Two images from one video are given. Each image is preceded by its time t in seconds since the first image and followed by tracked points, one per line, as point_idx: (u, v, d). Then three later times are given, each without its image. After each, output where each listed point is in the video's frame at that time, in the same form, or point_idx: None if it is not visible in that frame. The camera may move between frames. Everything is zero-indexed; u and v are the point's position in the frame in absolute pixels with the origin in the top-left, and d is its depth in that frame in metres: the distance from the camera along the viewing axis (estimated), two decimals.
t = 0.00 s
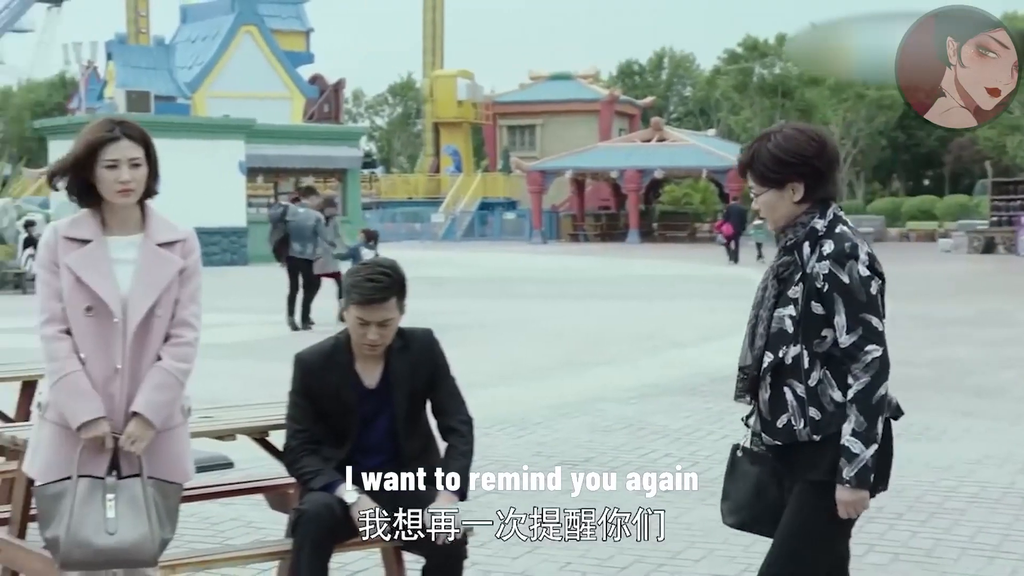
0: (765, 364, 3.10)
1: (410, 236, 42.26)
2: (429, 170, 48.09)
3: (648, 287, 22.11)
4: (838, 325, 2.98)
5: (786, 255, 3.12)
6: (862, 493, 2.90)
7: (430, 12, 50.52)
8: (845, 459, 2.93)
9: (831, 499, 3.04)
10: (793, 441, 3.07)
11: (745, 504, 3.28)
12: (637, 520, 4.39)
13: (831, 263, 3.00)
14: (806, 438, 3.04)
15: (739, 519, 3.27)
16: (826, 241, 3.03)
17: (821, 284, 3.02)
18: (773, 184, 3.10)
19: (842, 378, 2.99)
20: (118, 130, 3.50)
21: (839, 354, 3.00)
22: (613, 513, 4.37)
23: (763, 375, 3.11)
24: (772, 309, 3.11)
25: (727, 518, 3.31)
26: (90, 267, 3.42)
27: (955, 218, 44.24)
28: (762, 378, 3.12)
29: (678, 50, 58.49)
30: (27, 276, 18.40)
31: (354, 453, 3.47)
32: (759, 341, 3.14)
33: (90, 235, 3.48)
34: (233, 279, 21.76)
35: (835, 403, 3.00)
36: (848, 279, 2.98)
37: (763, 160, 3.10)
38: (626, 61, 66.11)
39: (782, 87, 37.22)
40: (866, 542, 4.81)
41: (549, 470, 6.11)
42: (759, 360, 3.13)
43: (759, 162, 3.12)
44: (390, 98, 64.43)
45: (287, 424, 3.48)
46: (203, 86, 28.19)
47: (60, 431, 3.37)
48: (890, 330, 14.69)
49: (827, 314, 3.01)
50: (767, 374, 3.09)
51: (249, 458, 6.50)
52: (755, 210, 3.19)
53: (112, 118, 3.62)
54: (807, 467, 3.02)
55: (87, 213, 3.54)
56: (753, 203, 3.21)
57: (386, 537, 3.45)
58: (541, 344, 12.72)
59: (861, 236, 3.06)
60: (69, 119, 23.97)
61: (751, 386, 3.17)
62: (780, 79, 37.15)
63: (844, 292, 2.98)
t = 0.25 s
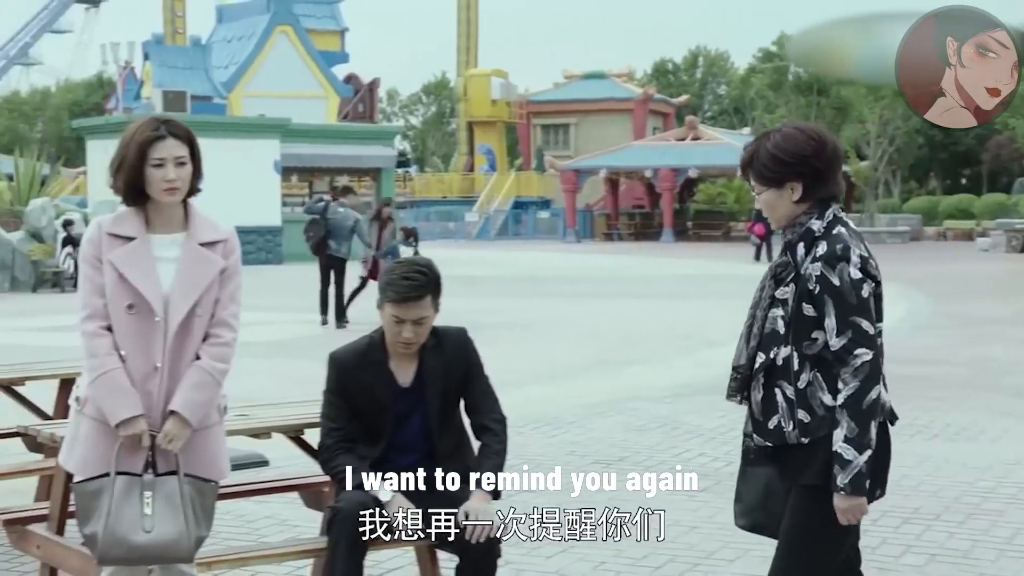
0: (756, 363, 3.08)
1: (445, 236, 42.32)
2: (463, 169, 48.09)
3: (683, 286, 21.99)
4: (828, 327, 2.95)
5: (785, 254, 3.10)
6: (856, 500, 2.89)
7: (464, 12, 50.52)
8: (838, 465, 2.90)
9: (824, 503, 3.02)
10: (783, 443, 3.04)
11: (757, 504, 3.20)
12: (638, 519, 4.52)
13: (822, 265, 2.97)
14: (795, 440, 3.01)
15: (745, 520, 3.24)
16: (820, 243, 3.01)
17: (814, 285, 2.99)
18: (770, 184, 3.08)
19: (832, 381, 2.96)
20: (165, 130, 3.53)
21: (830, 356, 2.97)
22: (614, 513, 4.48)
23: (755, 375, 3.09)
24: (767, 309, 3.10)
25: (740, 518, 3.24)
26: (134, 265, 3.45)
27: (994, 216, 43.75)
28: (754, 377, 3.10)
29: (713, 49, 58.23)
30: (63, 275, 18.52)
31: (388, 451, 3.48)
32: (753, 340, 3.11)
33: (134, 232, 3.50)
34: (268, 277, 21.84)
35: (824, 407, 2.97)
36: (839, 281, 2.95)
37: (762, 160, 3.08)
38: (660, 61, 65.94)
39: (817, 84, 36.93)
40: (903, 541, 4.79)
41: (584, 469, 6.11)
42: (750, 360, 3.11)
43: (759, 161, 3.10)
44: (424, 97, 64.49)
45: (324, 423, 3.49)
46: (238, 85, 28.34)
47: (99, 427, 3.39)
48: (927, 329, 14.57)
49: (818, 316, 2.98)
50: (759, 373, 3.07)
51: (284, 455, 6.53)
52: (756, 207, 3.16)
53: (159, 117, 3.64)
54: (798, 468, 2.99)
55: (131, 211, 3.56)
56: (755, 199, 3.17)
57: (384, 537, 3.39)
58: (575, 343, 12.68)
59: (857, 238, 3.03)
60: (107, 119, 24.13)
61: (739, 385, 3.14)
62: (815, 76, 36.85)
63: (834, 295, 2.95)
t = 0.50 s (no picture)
0: (744, 359, 3.04)
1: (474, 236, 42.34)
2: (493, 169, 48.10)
3: (713, 287, 21.90)
4: (812, 325, 2.90)
5: (778, 250, 3.05)
6: (823, 500, 2.86)
7: (494, 12, 50.52)
8: (806, 462, 2.87)
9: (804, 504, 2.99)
10: (767, 441, 3.00)
11: (761, 506, 3.18)
12: (637, 519, 4.47)
13: (810, 262, 2.91)
14: (778, 439, 2.98)
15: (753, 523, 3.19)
16: (810, 239, 2.94)
17: (801, 282, 2.93)
18: (767, 178, 3.02)
19: (815, 379, 2.91)
20: (198, 132, 3.54)
21: (813, 355, 2.91)
22: (616, 512, 4.46)
23: (742, 372, 3.05)
24: (757, 305, 3.05)
25: (747, 519, 3.21)
26: (172, 265, 3.47)
27: None
28: (742, 374, 3.07)
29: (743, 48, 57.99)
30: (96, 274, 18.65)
31: (418, 451, 3.50)
32: (743, 337, 3.07)
33: (171, 232, 3.53)
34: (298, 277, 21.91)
35: (807, 406, 2.92)
36: (823, 280, 2.89)
37: (757, 155, 3.02)
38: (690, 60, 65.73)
39: (848, 84, 36.64)
40: (934, 544, 4.76)
41: (613, 468, 6.10)
42: (741, 356, 3.07)
43: (755, 154, 3.04)
44: (453, 97, 64.53)
45: (352, 423, 3.50)
46: (269, 84, 28.42)
47: (134, 426, 3.41)
48: (960, 330, 14.45)
49: (804, 314, 2.92)
50: (747, 369, 3.03)
51: (313, 455, 6.55)
52: (755, 203, 3.10)
53: (192, 117, 3.66)
54: (778, 467, 2.96)
55: (167, 211, 3.57)
56: (755, 194, 3.11)
57: (386, 537, 3.41)
58: (605, 343, 12.65)
59: (851, 236, 2.95)
60: (139, 120, 24.28)
61: (728, 380, 3.11)
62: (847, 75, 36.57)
63: (819, 292, 2.90)
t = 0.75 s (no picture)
0: (744, 361, 3.06)
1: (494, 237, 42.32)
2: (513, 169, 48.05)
3: (733, 287, 21.82)
4: (808, 328, 2.89)
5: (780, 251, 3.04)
6: (821, 503, 2.84)
7: (514, 12, 50.47)
8: (806, 467, 2.85)
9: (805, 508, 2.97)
10: (767, 443, 3.01)
11: (756, 507, 3.26)
12: (638, 518, 4.62)
13: (806, 264, 2.90)
14: (777, 442, 2.99)
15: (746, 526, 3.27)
16: (809, 240, 2.93)
17: (799, 285, 2.92)
18: (769, 178, 3.01)
19: (813, 381, 2.89)
20: (216, 134, 3.53)
21: (810, 358, 2.90)
22: (616, 513, 4.58)
23: (743, 375, 3.07)
24: (757, 308, 3.08)
25: (738, 522, 3.31)
26: (191, 266, 3.47)
27: None
28: (744, 377, 3.08)
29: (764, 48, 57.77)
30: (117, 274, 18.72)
31: (439, 451, 3.50)
32: (743, 339, 3.10)
33: (191, 233, 3.53)
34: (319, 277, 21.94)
35: (805, 409, 2.91)
36: (820, 281, 2.88)
37: (758, 156, 3.01)
38: (710, 60, 65.54)
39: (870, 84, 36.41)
40: (955, 545, 4.74)
41: (634, 469, 6.10)
42: (742, 358, 3.09)
43: (757, 155, 3.03)
44: (473, 97, 64.56)
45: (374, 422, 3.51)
46: (291, 85, 28.50)
47: (157, 425, 3.42)
48: (982, 330, 14.38)
49: (802, 316, 2.91)
50: (747, 371, 3.05)
51: (333, 454, 6.56)
52: (760, 202, 3.09)
53: (211, 118, 3.65)
54: (777, 469, 2.97)
55: (186, 212, 3.58)
56: (759, 194, 3.10)
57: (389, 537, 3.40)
58: (625, 343, 12.64)
59: (851, 237, 2.92)
60: (161, 120, 24.36)
61: (729, 383, 3.14)
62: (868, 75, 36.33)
63: (816, 294, 2.88)
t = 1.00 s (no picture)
0: (750, 363, 3.04)
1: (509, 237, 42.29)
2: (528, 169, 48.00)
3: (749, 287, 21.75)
4: (815, 331, 2.88)
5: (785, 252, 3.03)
6: (830, 507, 2.83)
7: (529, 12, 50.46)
8: (814, 470, 2.85)
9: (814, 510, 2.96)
10: (772, 446, 3.00)
11: (764, 508, 3.23)
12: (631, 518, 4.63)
13: (812, 265, 2.89)
14: (784, 444, 2.97)
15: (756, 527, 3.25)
16: (816, 241, 2.92)
17: (806, 287, 2.91)
18: (774, 178, 3.00)
19: (819, 383, 2.89)
20: (230, 138, 3.54)
21: (818, 360, 2.89)
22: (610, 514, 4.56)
23: (749, 378, 3.06)
24: (763, 309, 3.05)
25: (748, 522, 3.28)
26: (206, 266, 3.48)
27: None
28: (748, 379, 3.06)
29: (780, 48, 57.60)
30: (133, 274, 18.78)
31: (454, 451, 3.51)
32: (749, 340, 3.07)
33: (204, 234, 3.53)
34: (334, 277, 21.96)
35: (811, 411, 2.90)
36: (826, 283, 2.86)
37: (763, 156, 3.00)
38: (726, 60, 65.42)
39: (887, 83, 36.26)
40: (972, 547, 4.72)
41: (650, 469, 6.09)
42: (747, 360, 3.07)
43: (762, 155, 3.02)
44: (488, 98, 64.58)
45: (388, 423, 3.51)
46: (306, 85, 28.50)
47: (175, 426, 3.43)
48: (999, 331, 14.32)
49: (809, 317, 2.90)
50: (753, 374, 3.03)
51: (349, 455, 6.57)
52: (765, 202, 3.07)
53: (222, 121, 3.65)
54: (784, 472, 2.96)
55: (197, 213, 3.59)
56: (763, 194, 3.09)
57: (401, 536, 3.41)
58: (640, 344, 12.62)
59: (857, 239, 2.91)
60: (176, 121, 24.42)
61: (735, 386, 3.12)
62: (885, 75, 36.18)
63: (822, 297, 2.87)
